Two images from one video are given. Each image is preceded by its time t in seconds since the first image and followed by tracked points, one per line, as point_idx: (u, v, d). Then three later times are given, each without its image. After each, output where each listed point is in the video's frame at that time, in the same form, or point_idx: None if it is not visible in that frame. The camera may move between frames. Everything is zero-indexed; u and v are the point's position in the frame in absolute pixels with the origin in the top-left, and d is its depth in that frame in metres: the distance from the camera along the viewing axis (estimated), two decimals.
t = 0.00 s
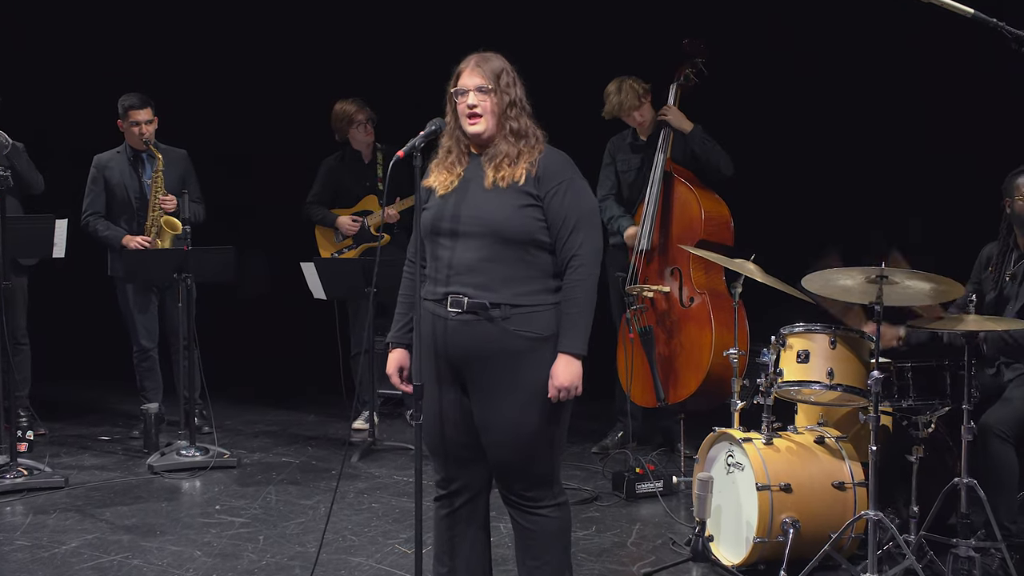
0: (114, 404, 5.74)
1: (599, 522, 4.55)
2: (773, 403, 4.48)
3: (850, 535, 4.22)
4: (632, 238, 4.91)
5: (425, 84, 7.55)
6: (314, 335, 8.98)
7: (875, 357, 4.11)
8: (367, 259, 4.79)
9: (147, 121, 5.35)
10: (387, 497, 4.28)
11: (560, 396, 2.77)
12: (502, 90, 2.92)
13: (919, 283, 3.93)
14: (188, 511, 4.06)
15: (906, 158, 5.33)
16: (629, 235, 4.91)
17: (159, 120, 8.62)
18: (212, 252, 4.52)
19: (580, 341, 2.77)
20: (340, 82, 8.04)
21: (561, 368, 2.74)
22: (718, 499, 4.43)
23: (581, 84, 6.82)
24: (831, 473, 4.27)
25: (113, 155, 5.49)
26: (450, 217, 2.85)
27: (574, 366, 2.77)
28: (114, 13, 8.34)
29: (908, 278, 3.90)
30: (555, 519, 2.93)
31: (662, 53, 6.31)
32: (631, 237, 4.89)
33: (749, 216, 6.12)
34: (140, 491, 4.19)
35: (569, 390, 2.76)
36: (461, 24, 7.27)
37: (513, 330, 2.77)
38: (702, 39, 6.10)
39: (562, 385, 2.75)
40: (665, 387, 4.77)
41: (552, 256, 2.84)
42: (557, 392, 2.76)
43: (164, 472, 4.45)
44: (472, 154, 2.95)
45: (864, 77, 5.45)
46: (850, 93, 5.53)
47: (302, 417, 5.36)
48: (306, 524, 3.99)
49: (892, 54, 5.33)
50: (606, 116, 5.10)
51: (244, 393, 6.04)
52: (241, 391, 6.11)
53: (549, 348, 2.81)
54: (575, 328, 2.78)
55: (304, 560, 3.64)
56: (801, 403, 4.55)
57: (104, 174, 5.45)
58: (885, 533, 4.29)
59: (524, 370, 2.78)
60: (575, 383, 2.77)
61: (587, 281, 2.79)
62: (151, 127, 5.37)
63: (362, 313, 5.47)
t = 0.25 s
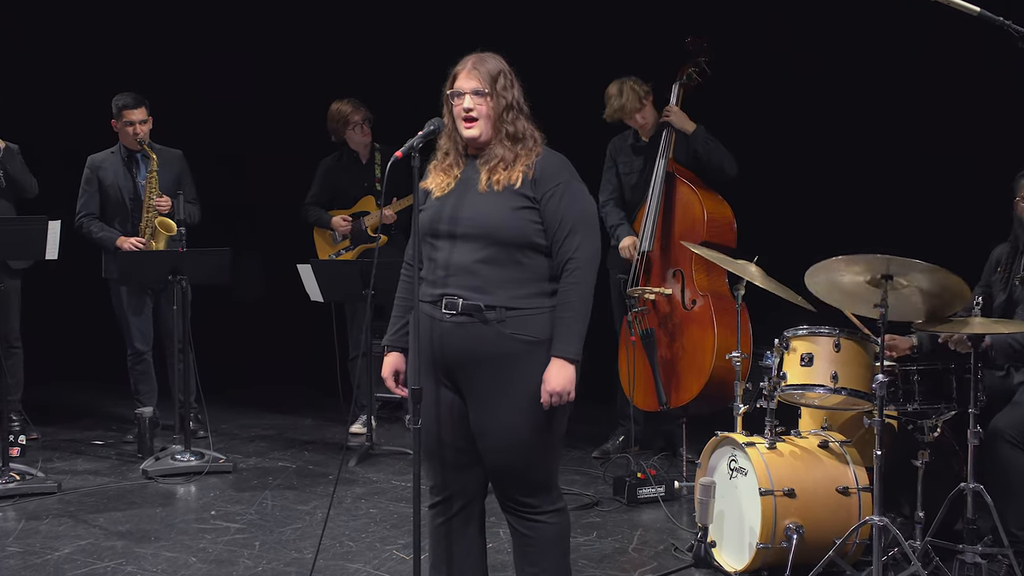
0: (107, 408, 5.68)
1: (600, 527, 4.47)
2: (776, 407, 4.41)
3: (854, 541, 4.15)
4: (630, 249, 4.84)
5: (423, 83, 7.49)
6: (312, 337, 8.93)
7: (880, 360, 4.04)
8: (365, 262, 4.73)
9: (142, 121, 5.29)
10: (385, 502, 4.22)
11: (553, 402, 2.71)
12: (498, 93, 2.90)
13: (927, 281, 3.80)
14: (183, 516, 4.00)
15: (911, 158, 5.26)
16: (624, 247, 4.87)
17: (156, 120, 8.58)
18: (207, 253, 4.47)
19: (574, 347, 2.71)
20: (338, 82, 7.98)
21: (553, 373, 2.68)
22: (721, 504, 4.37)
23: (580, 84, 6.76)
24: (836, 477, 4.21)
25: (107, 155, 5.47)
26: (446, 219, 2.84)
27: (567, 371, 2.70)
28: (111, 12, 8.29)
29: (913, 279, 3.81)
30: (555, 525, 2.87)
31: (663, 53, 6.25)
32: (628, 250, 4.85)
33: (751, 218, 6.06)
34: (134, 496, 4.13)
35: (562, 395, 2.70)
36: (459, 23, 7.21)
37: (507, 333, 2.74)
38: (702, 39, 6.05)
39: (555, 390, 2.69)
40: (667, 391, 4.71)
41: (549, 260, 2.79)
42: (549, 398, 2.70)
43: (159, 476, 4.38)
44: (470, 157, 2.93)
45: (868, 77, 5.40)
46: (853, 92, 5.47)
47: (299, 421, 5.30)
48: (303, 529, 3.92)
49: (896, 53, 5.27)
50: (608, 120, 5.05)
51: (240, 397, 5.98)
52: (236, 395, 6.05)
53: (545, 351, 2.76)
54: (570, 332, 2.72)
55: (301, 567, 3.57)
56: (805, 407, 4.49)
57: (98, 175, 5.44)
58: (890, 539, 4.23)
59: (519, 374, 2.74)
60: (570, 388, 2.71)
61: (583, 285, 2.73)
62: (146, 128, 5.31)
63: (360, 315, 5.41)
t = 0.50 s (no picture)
0: (99, 413, 5.60)
1: (601, 534, 4.34)
2: (780, 412, 4.33)
3: (861, 549, 4.06)
4: (632, 238, 4.73)
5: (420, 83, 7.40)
6: (310, 340, 8.85)
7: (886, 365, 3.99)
8: (362, 263, 4.66)
9: (134, 120, 5.26)
10: (382, 509, 4.13)
11: (547, 406, 2.68)
12: (496, 94, 2.88)
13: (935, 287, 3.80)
14: (176, 523, 3.91)
15: (917, 159, 5.18)
16: (624, 228, 4.76)
17: (153, 122, 8.52)
18: (202, 255, 4.41)
19: (569, 350, 2.69)
20: (335, 83, 7.92)
21: (548, 378, 2.66)
22: (724, 511, 4.29)
23: (581, 85, 6.68)
24: (842, 484, 4.12)
25: (100, 155, 5.39)
26: (440, 222, 2.82)
27: (563, 375, 2.69)
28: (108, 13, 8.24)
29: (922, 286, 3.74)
30: (552, 531, 2.83)
31: (664, 52, 6.18)
32: (630, 234, 4.73)
33: (753, 220, 5.99)
34: (126, 503, 4.04)
35: (557, 400, 2.67)
36: (458, 23, 7.14)
37: (502, 336, 2.72)
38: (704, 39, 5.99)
39: (550, 394, 2.66)
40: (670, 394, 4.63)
41: (544, 263, 2.78)
42: (544, 403, 2.67)
43: (151, 483, 4.30)
44: (465, 157, 2.92)
45: (872, 76, 5.33)
46: (858, 92, 5.40)
47: (295, 426, 5.22)
48: (298, 537, 3.84)
49: (901, 52, 5.21)
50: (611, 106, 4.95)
51: (235, 401, 5.90)
52: (231, 399, 5.97)
53: (540, 354, 2.74)
54: (565, 334, 2.70)
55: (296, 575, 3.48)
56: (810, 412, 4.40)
57: (91, 175, 5.36)
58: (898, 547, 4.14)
59: (513, 377, 2.72)
60: (566, 391, 2.69)
61: (579, 288, 2.71)
62: (138, 127, 5.27)
63: (357, 319, 5.32)
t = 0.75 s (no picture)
0: (93, 417, 5.54)
1: (602, 540, 4.26)
2: (784, 415, 4.26)
3: (866, 555, 3.99)
4: (636, 239, 4.60)
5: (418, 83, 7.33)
6: (309, 342, 8.79)
7: (892, 369, 3.96)
8: (360, 265, 4.60)
9: (129, 118, 5.23)
10: (380, 514, 4.07)
11: (549, 410, 2.64)
12: (495, 94, 2.83)
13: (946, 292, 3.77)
14: (171, 529, 3.84)
15: (924, 158, 5.13)
16: (628, 229, 4.62)
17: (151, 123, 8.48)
18: (197, 256, 4.36)
19: (568, 353, 2.65)
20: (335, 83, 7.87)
21: (548, 381, 2.62)
22: (727, 516, 4.22)
23: (582, 84, 6.63)
24: (846, 488, 4.06)
25: (94, 155, 5.38)
26: (437, 223, 2.76)
27: (563, 378, 2.64)
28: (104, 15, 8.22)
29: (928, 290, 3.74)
30: (552, 535, 2.79)
31: (665, 51, 6.12)
32: (634, 236, 4.60)
33: (756, 221, 5.93)
34: (120, 508, 3.98)
35: (557, 404, 2.63)
36: (457, 22, 7.08)
37: (500, 338, 2.67)
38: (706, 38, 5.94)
39: (550, 398, 2.62)
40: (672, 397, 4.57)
41: (542, 264, 2.73)
42: (544, 407, 2.63)
43: (146, 487, 4.23)
44: (462, 156, 2.86)
45: (877, 75, 5.27)
46: (863, 91, 5.34)
47: (292, 430, 5.16)
48: (295, 542, 3.77)
49: (907, 51, 5.15)
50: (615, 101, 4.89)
51: (230, 405, 5.84)
52: (227, 403, 5.90)
53: (538, 357, 2.69)
54: (564, 337, 2.66)
55: None
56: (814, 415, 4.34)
57: (85, 175, 5.34)
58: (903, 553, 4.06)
59: (511, 380, 2.67)
60: (566, 395, 2.65)
61: (578, 289, 2.67)
62: (133, 125, 5.24)
63: (355, 320, 5.26)
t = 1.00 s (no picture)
0: (84, 422, 5.46)
1: (604, 547, 4.16)
2: (791, 420, 4.19)
3: (874, 562, 3.90)
4: (646, 242, 4.54)
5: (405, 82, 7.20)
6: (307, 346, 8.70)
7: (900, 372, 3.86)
8: (357, 267, 4.53)
9: (123, 118, 5.16)
10: (377, 521, 3.98)
11: (550, 419, 2.57)
12: (495, 93, 2.75)
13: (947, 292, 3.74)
14: (164, 536, 3.75)
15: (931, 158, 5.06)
16: (639, 233, 4.54)
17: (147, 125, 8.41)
18: (190, 258, 4.29)
19: (566, 359, 2.58)
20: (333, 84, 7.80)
21: (548, 390, 2.54)
22: (731, 523, 4.14)
23: (580, 84, 6.54)
24: (853, 495, 3.97)
25: (87, 155, 5.31)
26: (433, 225, 2.69)
27: (563, 387, 2.57)
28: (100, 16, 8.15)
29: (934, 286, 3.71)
30: (552, 545, 2.71)
31: (666, 51, 6.04)
32: (643, 239, 4.53)
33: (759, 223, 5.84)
34: (112, 515, 3.89)
35: (559, 413, 2.56)
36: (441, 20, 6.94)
37: (498, 343, 2.59)
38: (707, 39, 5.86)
39: (551, 407, 2.55)
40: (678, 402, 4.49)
41: (540, 267, 2.65)
42: (545, 416, 2.56)
43: (138, 494, 4.14)
44: (459, 156, 2.78)
45: (882, 74, 5.20)
46: (868, 91, 5.27)
47: (287, 435, 5.07)
48: (290, 550, 3.67)
49: (911, 49, 5.08)
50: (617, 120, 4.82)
51: (224, 410, 5.75)
52: (221, 407, 5.82)
53: (536, 362, 2.62)
54: (563, 342, 2.58)
55: None
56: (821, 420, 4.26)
57: (78, 175, 5.28)
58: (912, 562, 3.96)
59: (509, 386, 2.60)
60: (565, 403, 2.57)
61: (577, 295, 2.60)
62: (127, 125, 5.17)
63: (352, 324, 5.18)
